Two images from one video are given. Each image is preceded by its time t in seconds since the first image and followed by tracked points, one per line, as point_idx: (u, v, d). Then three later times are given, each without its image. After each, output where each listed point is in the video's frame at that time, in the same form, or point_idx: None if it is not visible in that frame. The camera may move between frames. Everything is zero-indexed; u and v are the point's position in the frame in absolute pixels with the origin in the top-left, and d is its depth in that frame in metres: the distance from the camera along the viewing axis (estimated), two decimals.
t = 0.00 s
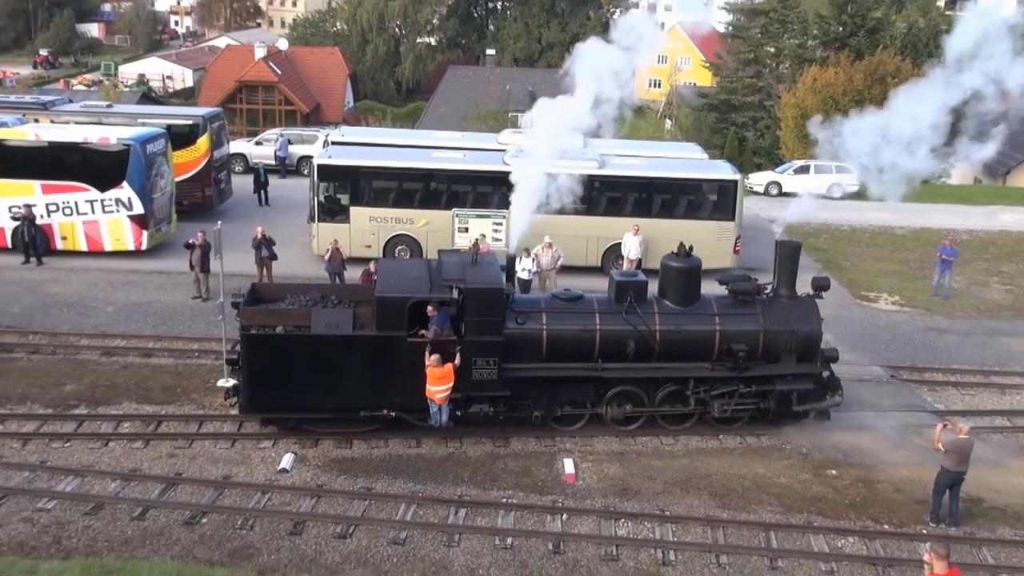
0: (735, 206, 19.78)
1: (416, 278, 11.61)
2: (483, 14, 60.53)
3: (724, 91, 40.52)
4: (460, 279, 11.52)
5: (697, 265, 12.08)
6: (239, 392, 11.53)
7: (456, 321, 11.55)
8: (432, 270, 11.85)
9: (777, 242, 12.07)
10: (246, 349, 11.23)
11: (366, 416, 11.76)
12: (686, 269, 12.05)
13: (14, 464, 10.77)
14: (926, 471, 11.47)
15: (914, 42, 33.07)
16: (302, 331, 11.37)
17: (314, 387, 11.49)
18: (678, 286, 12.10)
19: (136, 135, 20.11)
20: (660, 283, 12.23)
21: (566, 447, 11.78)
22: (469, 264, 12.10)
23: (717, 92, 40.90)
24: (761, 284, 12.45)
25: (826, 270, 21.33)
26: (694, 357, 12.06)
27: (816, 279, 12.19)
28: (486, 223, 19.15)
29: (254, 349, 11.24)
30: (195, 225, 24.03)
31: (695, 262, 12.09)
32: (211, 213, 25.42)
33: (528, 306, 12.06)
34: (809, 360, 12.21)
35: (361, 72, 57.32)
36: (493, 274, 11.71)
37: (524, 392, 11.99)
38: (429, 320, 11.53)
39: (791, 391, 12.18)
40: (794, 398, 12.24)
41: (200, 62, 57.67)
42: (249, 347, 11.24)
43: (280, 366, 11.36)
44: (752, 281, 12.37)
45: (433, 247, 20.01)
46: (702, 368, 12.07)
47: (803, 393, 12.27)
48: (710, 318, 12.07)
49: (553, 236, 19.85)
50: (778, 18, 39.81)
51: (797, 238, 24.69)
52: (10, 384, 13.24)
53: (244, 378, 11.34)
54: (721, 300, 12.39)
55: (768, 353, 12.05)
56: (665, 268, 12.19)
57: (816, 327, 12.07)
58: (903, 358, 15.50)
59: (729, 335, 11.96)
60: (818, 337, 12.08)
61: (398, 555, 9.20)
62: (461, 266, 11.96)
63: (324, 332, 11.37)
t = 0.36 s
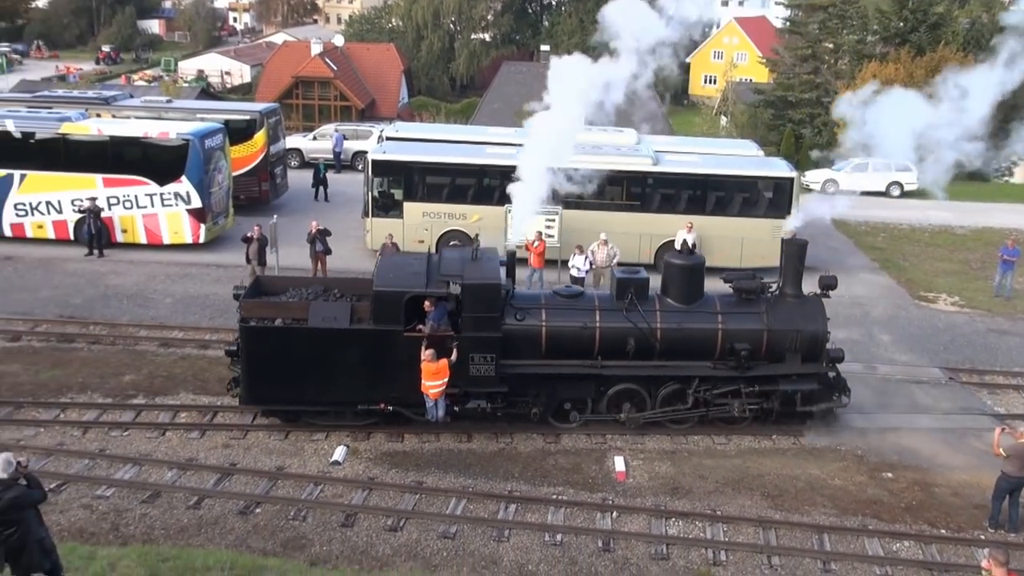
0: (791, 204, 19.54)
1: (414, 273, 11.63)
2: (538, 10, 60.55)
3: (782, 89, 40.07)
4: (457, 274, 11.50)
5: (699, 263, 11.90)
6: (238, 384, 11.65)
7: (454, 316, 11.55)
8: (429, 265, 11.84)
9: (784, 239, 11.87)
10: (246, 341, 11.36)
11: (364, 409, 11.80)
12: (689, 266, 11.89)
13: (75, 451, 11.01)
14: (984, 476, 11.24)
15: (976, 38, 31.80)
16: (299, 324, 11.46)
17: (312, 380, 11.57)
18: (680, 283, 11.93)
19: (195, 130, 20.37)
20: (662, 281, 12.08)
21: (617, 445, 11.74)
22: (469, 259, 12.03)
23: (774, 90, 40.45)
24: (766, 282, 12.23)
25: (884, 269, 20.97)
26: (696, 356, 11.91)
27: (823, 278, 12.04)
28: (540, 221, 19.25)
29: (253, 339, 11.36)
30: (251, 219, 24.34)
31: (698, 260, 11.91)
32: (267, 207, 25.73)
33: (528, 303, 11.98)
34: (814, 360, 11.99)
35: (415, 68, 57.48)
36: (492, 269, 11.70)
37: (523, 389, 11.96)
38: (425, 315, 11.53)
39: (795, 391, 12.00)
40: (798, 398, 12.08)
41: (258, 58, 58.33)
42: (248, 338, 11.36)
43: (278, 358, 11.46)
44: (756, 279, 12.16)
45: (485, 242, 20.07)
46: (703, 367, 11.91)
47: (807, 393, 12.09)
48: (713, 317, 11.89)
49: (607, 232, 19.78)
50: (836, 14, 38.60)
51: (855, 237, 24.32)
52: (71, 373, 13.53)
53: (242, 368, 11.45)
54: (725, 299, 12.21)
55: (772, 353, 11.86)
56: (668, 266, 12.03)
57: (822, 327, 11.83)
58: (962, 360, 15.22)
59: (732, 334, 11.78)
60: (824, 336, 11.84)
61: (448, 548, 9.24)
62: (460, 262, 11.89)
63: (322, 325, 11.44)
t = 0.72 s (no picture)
0: (889, 205, 19.06)
1: (448, 267, 11.66)
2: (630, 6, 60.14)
3: (880, 84, 38.14)
4: (490, 270, 11.50)
5: (738, 261, 11.64)
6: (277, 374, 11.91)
7: (487, 312, 11.54)
8: (464, 259, 11.87)
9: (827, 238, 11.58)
10: (283, 332, 11.60)
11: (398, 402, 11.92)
12: (727, 265, 11.61)
13: (174, 438, 11.36)
14: None
15: None
16: (334, 317, 11.63)
17: (347, 372, 11.73)
18: (717, 281, 11.70)
19: (291, 126, 20.75)
20: (700, 279, 11.85)
21: (706, 445, 11.62)
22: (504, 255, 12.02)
23: (872, 85, 38.90)
24: (808, 282, 11.91)
25: (986, 272, 20.30)
26: (735, 356, 11.66)
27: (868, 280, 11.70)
28: (630, 219, 19.12)
29: (289, 331, 11.59)
30: (344, 214, 24.74)
31: (737, 258, 11.64)
32: (359, 203, 26.13)
33: (563, 299, 11.91)
34: (857, 363, 11.63)
35: (506, 65, 57.60)
36: (526, 265, 11.67)
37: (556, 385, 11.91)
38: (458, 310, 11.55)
39: (836, 394, 11.70)
40: (839, 401, 11.79)
41: (352, 55, 59.20)
42: (284, 330, 11.59)
43: (315, 349, 11.67)
44: (798, 278, 11.86)
45: (576, 239, 20.04)
46: (740, 368, 11.65)
47: (849, 396, 11.78)
48: (751, 316, 11.64)
49: (698, 231, 19.55)
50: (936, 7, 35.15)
51: (956, 239, 23.58)
52: (171, 363, 13.95)
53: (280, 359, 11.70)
54: (764, 298, 11.94)
55: (813, 355, 11.56)
56: (705, 264, 11.81)
57: (865, 329, 11.48)
58: None
59: (771, 334, 11.53)
60: (868, 338, 11.48)
61: (534, 544, 9.27)
62: (495, 257, 11.91)
63: (356, 319, 11.57)
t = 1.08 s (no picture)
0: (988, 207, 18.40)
1: (478, 263, 11.79)
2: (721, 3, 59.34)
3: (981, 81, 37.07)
4: (519, 266, 11.57)
5: (771, 260, 11.42)
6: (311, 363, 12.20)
7: (515, 307, 11.60)
8: (497, 255, 11.99)
9: (864, 238, 11.29)
10: (316, 323, 11.90)
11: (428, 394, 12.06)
12: (758, 263, 11.41)
13: (261, 427, 11.60)
14: None
15: None
16: (364, 309, 11.87)
17: (378, 363, 11.94)
18: (749, 281, 11.50)
19: (380, 123, 20.99)
20: (732, 278, 11.66)
21: (791, 449, 11.42)
22: (535, 251, 12.08)
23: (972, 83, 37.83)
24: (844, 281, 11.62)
25: None
26: (766, 356, 11.43)
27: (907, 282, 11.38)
28: (715, 219, 19.14)
29: (323, 322, 11.88)
30: (431, 210, 24.96)
31: (769, 257, 11.42)
32: (445, 199, 26.34)
33: (593, 295, 11.86)
34: (893, 365, 11.29)
35: (594, 63, 57.33)
36: (555, 260, 11.71)
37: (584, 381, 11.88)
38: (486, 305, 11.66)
39: (870, 398, 11.33)
40: (872, 405, 11.43)
41: (441, 52, 59.57)
42: (318, 320, 11.89)
43: (346, 340, 11.92)
44: (833, 278, 11.54)
45: (662, 238, 19.87)
46: (771, 368, 11.42)
47: (884, 400, 11.39)
48: (783, 315, 11.41)
49: (787, 231, 19.22)
50: None
51: None
52: (260, 354, 14.25)
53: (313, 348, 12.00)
54: (798, 298, 11.67)
55: (846, 356, 11.28)
56: (738, 263, 11.61)
57: (901, 330, 11.15)
58: None
59: (802, 335, 11.29)
60: (904, 339, 11.15)
61: (614, 544, 9.22)
62: (525, 253, 11.97)
63: (385, 310, 11.78)
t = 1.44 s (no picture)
0: None
1: (494, 257, 11.82)
2: None
3: None
4: (533, 259, 11.57)
5: (788, 258, 11.15)
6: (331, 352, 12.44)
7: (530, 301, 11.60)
8: (513, 249, 12.01)
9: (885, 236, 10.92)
10: (336, 314, 12.11)
11: (444, 386, 12.18)
12: (777, 262, 11.16)
13: (334, 419, 11.76)
14: None
15: None
16: (383, 301, 12.01)
17: (395, 354, 12.11)
18: (767, 280, 11.26)
19: (455, 120, 21.09)
20: (749, 276, 11.41)
21: (866, 454, 11.18)
22: (551, 245, 12.05)
23: None
24: (864, 280, 11.30)
25: None
26: (783, 355, 11.24)
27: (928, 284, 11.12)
28: (793, 217, 18.23)
29: (342, 313, 12.10)
30: (503, 207, 25.03)
31: (787, 257, 11.16)
32: (518, 195, 26.38)
33: (610, 291, 11.78)
34: (914, 368, 10.99)
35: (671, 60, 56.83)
36: (570, 255, 11.67)
37: (598, 377, 11.84)
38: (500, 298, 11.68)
39: (888, 400, 11.07)
40: (890, 407, 11.16)
41: (517, 49, 59.67)
42: (338, 311, 12.11)
43: (365, 330, 12.11)
44: (853, 277, 11.23)
45: (737, 238, 19.68)
46: (786, 367, 11.24)
47: (902, 403, 11.10)
48: (800, 315, 11.16)
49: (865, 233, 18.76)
50: None
51: None
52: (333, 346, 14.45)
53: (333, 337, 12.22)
54: (818, 297, 11.40)
55: (864, 357, 11.01)
56: (755, 261, 11.38)
57: (921, 332, 10.82)
58: None
59: (818, 335, 11.05)
60: (924, 341, 10.82)
61: (683, 545, 9.15)
62: (541, 248, 11.96)
63: (402, 303, 11.90)
